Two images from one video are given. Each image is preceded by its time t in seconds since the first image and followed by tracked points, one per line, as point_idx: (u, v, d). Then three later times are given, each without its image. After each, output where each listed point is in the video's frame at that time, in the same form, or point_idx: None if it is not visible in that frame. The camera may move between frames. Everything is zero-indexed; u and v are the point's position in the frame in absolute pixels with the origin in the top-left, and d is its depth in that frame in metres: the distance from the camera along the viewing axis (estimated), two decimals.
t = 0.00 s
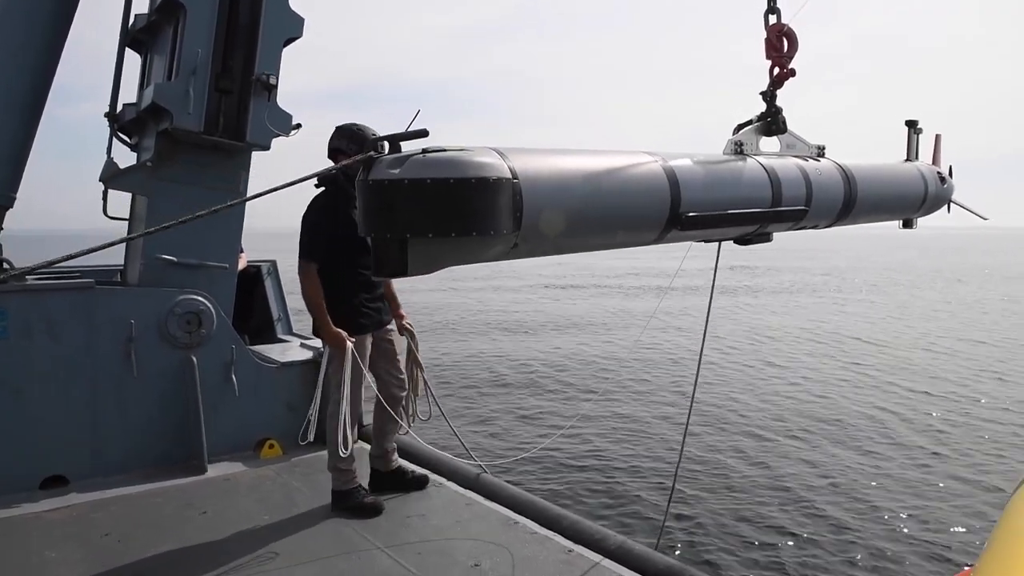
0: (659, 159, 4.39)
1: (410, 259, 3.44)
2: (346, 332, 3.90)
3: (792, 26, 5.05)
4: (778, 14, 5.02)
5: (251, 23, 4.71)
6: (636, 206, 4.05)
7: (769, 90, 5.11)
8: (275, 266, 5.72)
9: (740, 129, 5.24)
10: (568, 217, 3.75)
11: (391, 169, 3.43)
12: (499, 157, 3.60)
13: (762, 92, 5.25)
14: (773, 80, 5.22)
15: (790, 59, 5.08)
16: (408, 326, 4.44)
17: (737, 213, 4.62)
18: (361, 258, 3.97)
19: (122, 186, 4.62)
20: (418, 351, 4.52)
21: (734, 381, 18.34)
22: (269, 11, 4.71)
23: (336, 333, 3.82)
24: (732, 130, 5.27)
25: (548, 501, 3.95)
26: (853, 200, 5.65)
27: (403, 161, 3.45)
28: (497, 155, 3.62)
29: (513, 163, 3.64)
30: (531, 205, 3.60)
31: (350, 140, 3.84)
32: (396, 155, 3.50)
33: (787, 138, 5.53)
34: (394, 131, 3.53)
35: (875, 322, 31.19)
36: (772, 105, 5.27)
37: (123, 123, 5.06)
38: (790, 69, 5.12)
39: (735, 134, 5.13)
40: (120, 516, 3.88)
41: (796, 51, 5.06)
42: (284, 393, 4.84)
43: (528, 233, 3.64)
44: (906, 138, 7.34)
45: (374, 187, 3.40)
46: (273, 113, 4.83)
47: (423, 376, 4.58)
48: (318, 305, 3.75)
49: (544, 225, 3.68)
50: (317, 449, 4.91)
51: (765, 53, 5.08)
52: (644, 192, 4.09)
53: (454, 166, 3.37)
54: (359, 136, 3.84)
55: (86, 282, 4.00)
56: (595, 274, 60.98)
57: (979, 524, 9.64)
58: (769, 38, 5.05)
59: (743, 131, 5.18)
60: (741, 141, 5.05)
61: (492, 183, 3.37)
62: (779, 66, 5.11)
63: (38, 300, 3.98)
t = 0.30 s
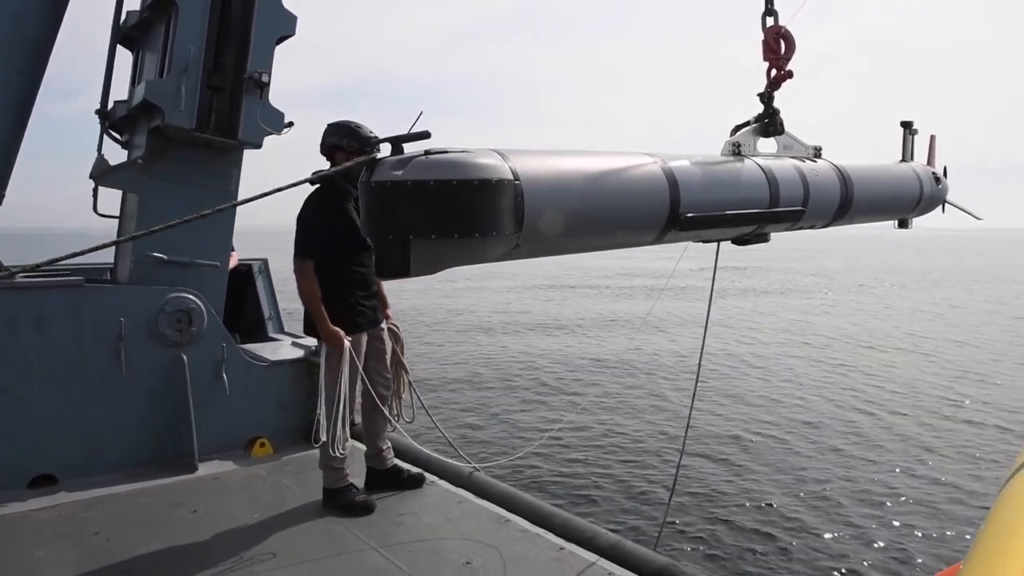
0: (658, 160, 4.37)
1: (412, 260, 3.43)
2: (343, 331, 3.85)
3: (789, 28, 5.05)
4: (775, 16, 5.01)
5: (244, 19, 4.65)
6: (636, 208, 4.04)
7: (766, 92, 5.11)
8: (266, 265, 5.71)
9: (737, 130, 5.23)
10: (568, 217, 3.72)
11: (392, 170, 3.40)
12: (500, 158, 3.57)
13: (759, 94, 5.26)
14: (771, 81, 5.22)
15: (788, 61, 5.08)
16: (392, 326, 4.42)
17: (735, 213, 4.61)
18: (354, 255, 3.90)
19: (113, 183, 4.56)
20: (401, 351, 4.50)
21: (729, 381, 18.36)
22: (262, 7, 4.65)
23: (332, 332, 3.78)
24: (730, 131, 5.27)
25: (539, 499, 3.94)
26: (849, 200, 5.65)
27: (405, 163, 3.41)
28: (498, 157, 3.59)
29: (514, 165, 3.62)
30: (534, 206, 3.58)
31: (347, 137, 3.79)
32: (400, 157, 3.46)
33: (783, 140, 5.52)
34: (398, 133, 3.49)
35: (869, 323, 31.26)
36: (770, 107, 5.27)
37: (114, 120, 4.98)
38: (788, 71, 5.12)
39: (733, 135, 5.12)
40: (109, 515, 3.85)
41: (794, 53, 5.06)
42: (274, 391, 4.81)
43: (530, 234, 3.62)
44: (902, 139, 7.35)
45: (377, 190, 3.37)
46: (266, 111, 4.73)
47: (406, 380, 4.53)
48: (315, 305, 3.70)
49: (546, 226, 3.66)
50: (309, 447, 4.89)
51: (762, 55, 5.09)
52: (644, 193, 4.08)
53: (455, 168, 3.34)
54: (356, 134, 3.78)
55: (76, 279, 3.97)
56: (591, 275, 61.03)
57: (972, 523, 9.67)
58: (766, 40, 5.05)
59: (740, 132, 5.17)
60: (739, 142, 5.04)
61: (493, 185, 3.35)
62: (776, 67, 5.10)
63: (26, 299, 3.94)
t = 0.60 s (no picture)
0: (655, 148, 4.34)
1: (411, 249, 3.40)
2: (336, 318, 3.81)
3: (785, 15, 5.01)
4: (771, 3, 4.98)
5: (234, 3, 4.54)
6: (634, 196, 4.01)
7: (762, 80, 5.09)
8: (256, 252, 5.68)
9: (733, 118, 5.21)
10: (567, 206, 3.69)
11: (391, 160, 3.37)
12: (499, 147, 3.54)
13: (755, 81, 5.23)
14: (767, 69, 5.20)
15: (784, 48, 5.05)
16: (382, 313, 4.38)
17: (732, 201, 4.59)
18: (345, 242, 3.85)
19: (101, 169, 4.50)
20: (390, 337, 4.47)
21: (722, 369, 18.42)
22: None
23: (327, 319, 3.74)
24: (725, 119, 5.25)
25: (531, 486, 3.94)
26: (844, 188, 5.64)
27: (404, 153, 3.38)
28: (496, 145, 3.56)
29: (512, 153, 3.58)
30: (533, 196, 3.55)
31: (338, 122, 3.74)
32: (397, 147, 3.44)
33: (779, 127, 5.50)
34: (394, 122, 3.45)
35: (862, 312, 31.37)
36: (766, 94, 5.25)
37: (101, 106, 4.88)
38: (784, 58, 5.10)
39: (729, 123, 5.11)
40: (99, 503, 3.83)
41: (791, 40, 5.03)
42: (264, 378, 4.79)
43: (529, 223, 3.59)
44: (896, 126, 7.33)
45: (376, 179, 3.33)
46: (256, 97, 4.63)
47: (396, 366, 4.51)
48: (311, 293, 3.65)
49: (545, 215, 3.63)
50: (300, 434, 4.88)
51: (758, 43, 5.06)
52: (641, 181, 4.05)
53: (454, 156, 3.31)
54: (346, 118, 3.74)
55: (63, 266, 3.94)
56: (586, 263, 61.07)
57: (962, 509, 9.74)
58: (762, 27, 5.02)
59: (736, 120, 5.14)
60: (735, 130, 5.02)
61: (492, 174, 3.32)
62: (772, 55, 5.07)
63: (13, 286, 3.90)
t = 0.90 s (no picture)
0: (651, 161, 4.34)
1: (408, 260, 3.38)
2: (327, 325, 3.79)
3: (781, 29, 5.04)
4: (767, 17, 5.01)
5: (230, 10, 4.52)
6: (631, 208, 4.01)
7: (758, 93, 5.11)
8: (248, 259, 5.64)
9: (729, 131, 5.22)
10: (564, 217, 3.69)
11: (390, 170, 3.35)
12: (497, 159, 3.53)
13: (750, 94, 5.25)
14: (762, 83, 5.22)
15: (779, 62, 5.08)
16: (372, 321, 4.36)
17: (727, 214, 4.60)
18: (335, 249, 3.84)
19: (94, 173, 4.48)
20: (381, 345, 4.44)
21: (715, 380, 18.42)
22: None
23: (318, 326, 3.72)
24: (720, 132, 5.26)
25: (521, 495, 3.92)
26: (838, 201, 5.65)
27: (403, 164, 3.37)
28: (494, 157, 3.55)
29: (510, 165, 3.58)
30: (530, 207, 3.54)
31: (331, 129, 3.74)
32: (396, 157, 3.42)
33: (774, 141, 5.52)
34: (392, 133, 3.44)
35: (854, 324, 31.47)
36: (761, 108, 5.27)
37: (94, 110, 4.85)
38: (779, 72, 5.12)
39: (725, 135, 5.12)
40: (86, 510, 3.78)
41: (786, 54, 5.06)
42: (254, 386, 4.76)
43: (527, 235, 3.58)
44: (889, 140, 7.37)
45: (374, 190, 3.31)
46: (250, 103, 4.62)
47: (386, 375, 4.48)
48: (302, 300, 3.63)
49: (542, 227, 3.62)
50: (289, 442, 4.84)
51: (754, 56, 5.09)
52: (638, 194, 4.05)
53: (452, 168, 3.30)
54: (338, 125, 3.74)
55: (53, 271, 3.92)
56: (580, 274, 61.08)
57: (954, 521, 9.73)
58: (758, 41, 5.05)
59: (732, 133, 5.16)
60: (730, 143, 5.03)
61: (490, 185, 3.31)
62: (767, 68, 5.10)
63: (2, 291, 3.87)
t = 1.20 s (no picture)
0: (645, 170, 4.35)
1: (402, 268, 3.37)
2: (318, 331, 3.77)
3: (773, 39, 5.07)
4: (759, 28, 5.04)
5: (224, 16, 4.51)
6: (625, 217, 4.02)
7: (750, 102, 5.14)
8: (238, 264, 5.62)
9: (721, 140, 5.24)
10: (559, 225, 3.70)
11: (384, 177, 3.35)
12: (491, 167, 3.54)
13: (743, 104, 5.28)
14: (755, 92, 5.25)
15: (771, 72, 5.11)
16: (363, 327, 4.35)
17: (720, 222, 4.62)
18: (326, 254, 3.83)
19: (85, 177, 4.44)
20: (372, 351, 4.43)
21: (707, 387, 18.44)
22: (241, 4, 4.51)
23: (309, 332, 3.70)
24: (713, 141, 5.29)
25: (512, 501, 3.90)
26: (830, 210, 5.68)
27: (397, 171, 3.36)
28: (488, 165, 3.55)
29: (505, 174, 3.58)
30: (525, 215, 3.54)
31: (322, 134, 3.73)
32: (390, 165, 3.41)
33: (766, 149, 5.55)
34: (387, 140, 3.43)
35: (845, 332, 31.59)
36: (753, 117, 5.30)
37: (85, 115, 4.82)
38: (772, 82, 5.15)
39: (718, 144, 5.14)
40: (74, 516, 3.74)
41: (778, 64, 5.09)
42: (244, 391, 4.73)
43: (522, 243, 3.58)
44: (880, 149, 7.41)
45: (368, 197, 3.30)
46: (242, 109, 4.61)
47: (378, 381, 4.47)
48: (293, 305, 3.61)
49: (537, 234, 3.62)
50: (279, 449, 4.81)
51: (747, 66, 5.11)
52: (631, 203, 4.06)
53: (446, 176, 3.30)
54: (330, 130, 3.73)
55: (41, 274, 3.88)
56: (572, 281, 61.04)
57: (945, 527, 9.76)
58: (750, 51, 5.08)
59: (725, 142, 5.18)
60: (723, 152, 5.05)
61: (484, 193, 3.31)
62: (760, 78, 5.14)
63: None
